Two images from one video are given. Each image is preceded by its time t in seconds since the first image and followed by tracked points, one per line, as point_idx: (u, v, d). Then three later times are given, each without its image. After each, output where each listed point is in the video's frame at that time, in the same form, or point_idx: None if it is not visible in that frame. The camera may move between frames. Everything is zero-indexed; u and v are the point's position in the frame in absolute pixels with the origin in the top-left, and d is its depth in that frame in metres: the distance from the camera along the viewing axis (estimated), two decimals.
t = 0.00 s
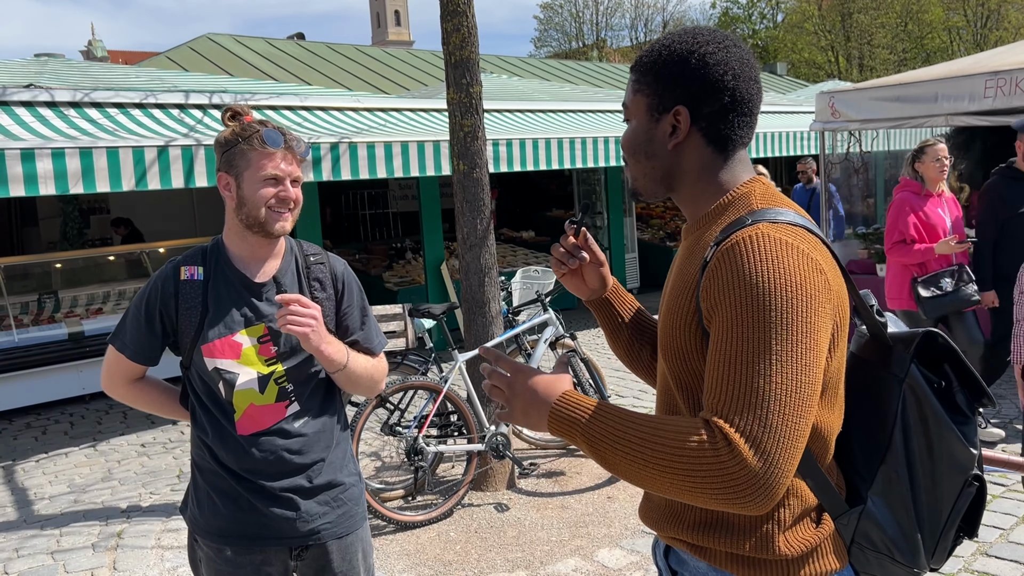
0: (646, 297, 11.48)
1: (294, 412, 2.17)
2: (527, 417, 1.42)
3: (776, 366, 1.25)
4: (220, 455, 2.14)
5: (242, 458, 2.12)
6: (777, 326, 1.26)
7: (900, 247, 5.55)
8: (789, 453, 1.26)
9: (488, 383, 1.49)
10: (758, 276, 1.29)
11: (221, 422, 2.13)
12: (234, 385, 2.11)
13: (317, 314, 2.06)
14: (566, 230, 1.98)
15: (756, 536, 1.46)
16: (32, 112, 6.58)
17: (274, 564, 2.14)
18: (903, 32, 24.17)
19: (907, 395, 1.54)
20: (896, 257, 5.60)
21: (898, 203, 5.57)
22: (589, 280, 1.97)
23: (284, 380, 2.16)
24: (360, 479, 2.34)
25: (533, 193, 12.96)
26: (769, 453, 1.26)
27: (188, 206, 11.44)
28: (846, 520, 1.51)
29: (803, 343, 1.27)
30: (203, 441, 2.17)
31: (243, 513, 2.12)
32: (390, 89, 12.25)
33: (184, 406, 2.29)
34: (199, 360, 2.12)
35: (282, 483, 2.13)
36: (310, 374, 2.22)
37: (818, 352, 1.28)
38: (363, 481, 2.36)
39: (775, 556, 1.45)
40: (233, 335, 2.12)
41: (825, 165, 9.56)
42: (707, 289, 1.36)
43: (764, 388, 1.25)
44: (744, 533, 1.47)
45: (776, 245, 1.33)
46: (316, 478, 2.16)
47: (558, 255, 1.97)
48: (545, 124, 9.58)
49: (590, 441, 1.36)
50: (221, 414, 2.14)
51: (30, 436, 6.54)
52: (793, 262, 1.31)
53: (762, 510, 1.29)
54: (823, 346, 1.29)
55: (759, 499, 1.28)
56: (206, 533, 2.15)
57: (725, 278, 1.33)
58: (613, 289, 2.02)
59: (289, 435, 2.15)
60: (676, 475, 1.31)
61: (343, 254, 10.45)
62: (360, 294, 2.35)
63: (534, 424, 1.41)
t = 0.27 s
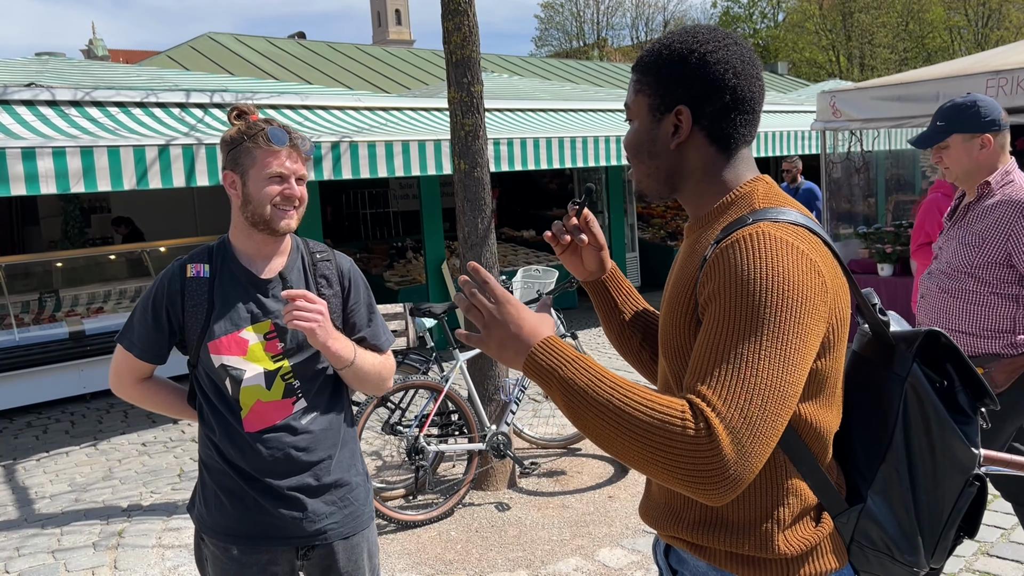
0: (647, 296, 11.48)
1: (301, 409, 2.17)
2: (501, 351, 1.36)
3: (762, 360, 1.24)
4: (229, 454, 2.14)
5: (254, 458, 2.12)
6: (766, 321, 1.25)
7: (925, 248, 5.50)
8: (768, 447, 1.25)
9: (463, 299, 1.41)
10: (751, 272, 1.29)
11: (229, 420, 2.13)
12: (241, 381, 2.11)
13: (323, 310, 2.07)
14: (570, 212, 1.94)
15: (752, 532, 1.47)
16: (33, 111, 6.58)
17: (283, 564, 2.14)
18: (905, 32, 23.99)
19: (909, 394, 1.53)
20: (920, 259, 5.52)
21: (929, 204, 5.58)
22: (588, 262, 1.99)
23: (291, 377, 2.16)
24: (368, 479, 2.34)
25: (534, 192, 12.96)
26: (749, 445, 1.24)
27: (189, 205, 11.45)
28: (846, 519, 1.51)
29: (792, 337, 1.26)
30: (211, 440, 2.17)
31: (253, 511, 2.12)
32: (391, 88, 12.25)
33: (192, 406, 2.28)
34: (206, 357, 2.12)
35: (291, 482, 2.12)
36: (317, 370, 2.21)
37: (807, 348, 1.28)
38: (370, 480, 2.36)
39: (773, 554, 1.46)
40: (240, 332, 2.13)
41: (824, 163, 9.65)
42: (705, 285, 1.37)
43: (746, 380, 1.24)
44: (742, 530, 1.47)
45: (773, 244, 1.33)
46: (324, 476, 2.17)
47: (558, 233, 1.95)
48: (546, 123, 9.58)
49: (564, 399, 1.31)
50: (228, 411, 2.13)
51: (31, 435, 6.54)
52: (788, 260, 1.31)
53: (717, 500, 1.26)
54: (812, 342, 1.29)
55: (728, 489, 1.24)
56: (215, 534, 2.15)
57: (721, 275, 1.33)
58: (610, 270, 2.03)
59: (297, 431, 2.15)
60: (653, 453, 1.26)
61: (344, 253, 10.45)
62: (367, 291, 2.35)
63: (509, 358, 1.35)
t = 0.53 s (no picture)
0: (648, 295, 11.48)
1: (306, 408, 2.17)
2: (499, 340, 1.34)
3: (756, 359, 1.24)
4: (234, 452, 2.14)
5: (259, 457, 2.12)
6: (762, 320, 1.25)
7: (962, 243, 5.04)
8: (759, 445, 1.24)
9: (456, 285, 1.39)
10: (747, 270, 1.29)
11: (235, 418, 2.14)
12: (246, 379, 2.11)
13: (327, 307, 2.06)
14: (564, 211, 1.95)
15: (748, 531, 1.46)
16: (33, 111, 6.58)
17: (289, 562, 2.15)
18: (905, 30, 23.76)
19: (906, 391, 1.55)
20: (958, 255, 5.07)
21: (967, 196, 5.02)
22: (583, 264, 1.99)
23: (296, 375, 2.16)
24: (373, 478, 2.34)
25: (534, 191, 12.96)
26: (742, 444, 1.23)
27: (190, 204, 11.45)
28: (843, 517, 1.51)
29: (788, 336, 1.26)
30: (218, 440, 2.18)
31: (256, 509, 2.12)
32: (391, 88, 12.25)
33: (198, 404, 2.28)
34: (211, 355, 2.12)
35: (295, 480, 2.12)
36: (322, 369, 2.22)
37: (803, 345, 1.28)
38: (375, 479, 2.36)
39: (771, 554, 1.45)
40: (245, 329, 2.13)
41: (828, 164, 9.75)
42: (701, 283, 1.36)
43: (740, 377, 1.23)
44: (739, 531, 1.46)
45: (769, 242, 1.32)
46: (330, 475, 2.16)
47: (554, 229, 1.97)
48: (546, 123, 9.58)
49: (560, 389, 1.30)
50: (234, 410, 2.14)
51: (32, 434, 6.54)
52: (783, 258, 1.30)
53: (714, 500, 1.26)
54: (807, 340, 1.28)
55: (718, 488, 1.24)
56: (221, 534, 2.15)
57: (718, 273, 1.32)
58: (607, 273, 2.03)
59: (302, 429, 2.14)
60: (646, 449, 1.25)
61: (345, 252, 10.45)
62: (372, 290, 2.35)
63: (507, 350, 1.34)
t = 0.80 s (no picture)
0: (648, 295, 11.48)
1: (310, 406, 2.16)
2: (558, 406, 1.51)
3: (769, 368, 1.25)
4: (237, 451, 2.14)
5: (261, 455, 2.12)
6: (765, 326, 1.26)
7: (986, 243, 4.93)
8: (790, 456, 1.27)
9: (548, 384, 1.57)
10: (745, 276, 1.28)
11: (238, 417, 2.14)
12: (251, 378, 2.10)
13: (331, 307, 2.06)
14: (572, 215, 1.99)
15: (751, 534, 1.48)
16: (33, 110, 6.58)
17: (290, 561, 2.14)
18: (906, 31, 23.75)
19: (899, 390, 1.51)
20: (980, 254, 4.98)
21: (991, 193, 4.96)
22: (588, 272, 1.98)
23: (301, 374, 2.15)
24: (376, 476, 2.32)
25: (535, 191, 12.96)
26: (768, 456, 1.27)
27: (190, 204, 11.45)
28: (840, 517, 1.51)
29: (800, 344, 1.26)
30: (220, 437, 2.18)
31: (258, 509, 2.12)
32: (392, 88, 12.24)
33: (204, 402, 2.28)
34: (216, 354, 2.12)
35: (299, 479, 2.12)
36: (327, 368, 2.21)
37: (810, 348, 1.27)
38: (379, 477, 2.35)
39: (767, 552, 1.47)
40: (250, 329, 2.12)
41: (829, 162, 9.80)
42: (697, 288, 1.35)
43: (757, 390, 1.26)
44: (741, 530, 1.48)
45: (764, 243, 1.32)
46: (333, 473, 2.16)
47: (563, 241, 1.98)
48: (547, 122, 9.57)
49: (607, 432, 1.43)
50: (238, 409, 2.14)
51: (32, 433, 6.54)
52: (779, 260, 1.29)
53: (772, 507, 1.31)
54: (815, 344, 1.28)
55: (765, 501, 1.30)
56: (223, 533, 2.16)
57: (713, 278, 1.32)
58: (612, 286, 2.01)
59: (305, 429, 2.14)
60: (695, 476, 1.34)
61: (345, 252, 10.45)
62: (376, 289, 2.34)
63: (564, 415, 1.50)
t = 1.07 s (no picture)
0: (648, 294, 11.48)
1: (312, 406, 2.16)
2: (599, 442, 1.55)
3: (779, 364, 1.26)
4: (240, 449, 2.14)
5: (263, 453, 2.12)
6: (773, 322, 1.26)
7: (1011, 251, 4.93)
8: (807, 450, 1.28)
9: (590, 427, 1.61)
10: (751, 272, 1.29)
11: (241, 416, 2.14)
12: (254, 377, 2.11)
13: (334, 306, 2.07)
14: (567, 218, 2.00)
15: (758, 532, 1.48)
16: (34, 110, 6.59)
17: (292, 560, 2.15)
18: (906, 31, 23.70)
19: (898, 386, 1.52)
20: (1006, 263, 4.98)
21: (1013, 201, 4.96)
22: (585, 274, 1.98)
23: (304, 373, 2.15)
24: (378, 476, 2.33)
25: (535, 191, 12.96)
26: (785, 452, 1.27)
27: (190, 203, 11.45)
28: (843, 512, 1.53)
29: (808, 335, 1.27)
30: (222, 435, 2.18)
31: (262, 507, 2.13)
32: (392, 87, 12.25)
33: (206, 401, 2.28)
34: (219, 353, 2.13)
35: (302, 478, 2.12)
36: (329, 368, 2.21)
37: (818, 342, 1.28)
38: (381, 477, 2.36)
39: (771, 549, 1.48)
40: (253, 328, 2.13)
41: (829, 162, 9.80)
42: (702, 290, 1.36)
43: (769, 387, 1.26)
44: (745, 527, 1.48)
45: (766, 239, 1.32)
46: (335, 472, 2.16)
47: (559, 245, 1.99)
48: (547, 122, 9.57)
49: (642, 453, 1.46)
50: (241, 407, 2.14)
51: (33, 433, 6.54)
52: (782, 256, 1.30)
53: (799, 501, 1.31)
54: (823, 338, 1.28)
55: (785, 494, 1.30)
56: (224, 531, 2.16)
57: (719, 278, 1.32)
58: (609, 286, 2.01)
59: (308, 428, 2.15)
60: (722, 479, 1.34)
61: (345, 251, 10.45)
62: (378, 289, 2.35)
63: (604, 450, 1.54)
